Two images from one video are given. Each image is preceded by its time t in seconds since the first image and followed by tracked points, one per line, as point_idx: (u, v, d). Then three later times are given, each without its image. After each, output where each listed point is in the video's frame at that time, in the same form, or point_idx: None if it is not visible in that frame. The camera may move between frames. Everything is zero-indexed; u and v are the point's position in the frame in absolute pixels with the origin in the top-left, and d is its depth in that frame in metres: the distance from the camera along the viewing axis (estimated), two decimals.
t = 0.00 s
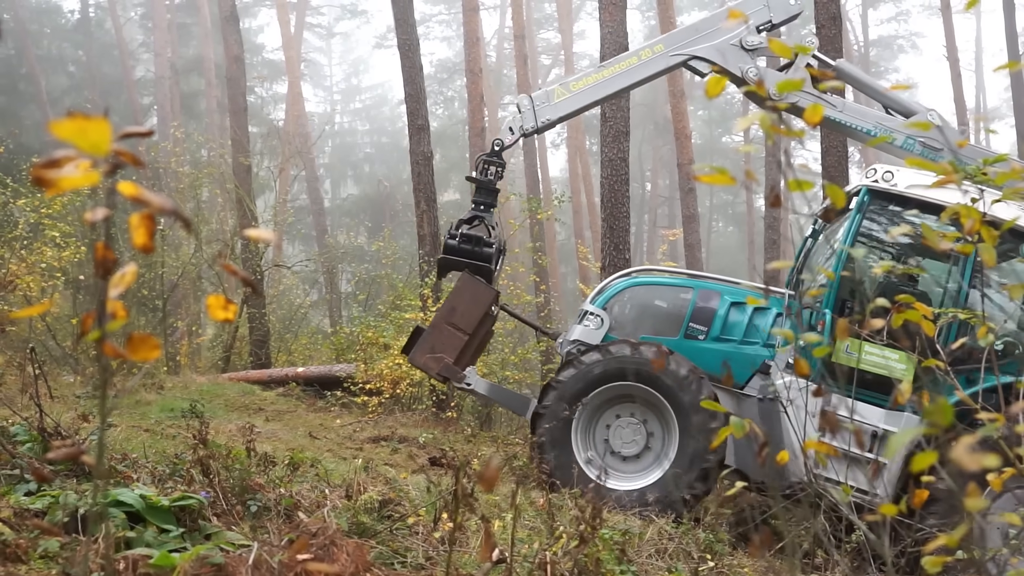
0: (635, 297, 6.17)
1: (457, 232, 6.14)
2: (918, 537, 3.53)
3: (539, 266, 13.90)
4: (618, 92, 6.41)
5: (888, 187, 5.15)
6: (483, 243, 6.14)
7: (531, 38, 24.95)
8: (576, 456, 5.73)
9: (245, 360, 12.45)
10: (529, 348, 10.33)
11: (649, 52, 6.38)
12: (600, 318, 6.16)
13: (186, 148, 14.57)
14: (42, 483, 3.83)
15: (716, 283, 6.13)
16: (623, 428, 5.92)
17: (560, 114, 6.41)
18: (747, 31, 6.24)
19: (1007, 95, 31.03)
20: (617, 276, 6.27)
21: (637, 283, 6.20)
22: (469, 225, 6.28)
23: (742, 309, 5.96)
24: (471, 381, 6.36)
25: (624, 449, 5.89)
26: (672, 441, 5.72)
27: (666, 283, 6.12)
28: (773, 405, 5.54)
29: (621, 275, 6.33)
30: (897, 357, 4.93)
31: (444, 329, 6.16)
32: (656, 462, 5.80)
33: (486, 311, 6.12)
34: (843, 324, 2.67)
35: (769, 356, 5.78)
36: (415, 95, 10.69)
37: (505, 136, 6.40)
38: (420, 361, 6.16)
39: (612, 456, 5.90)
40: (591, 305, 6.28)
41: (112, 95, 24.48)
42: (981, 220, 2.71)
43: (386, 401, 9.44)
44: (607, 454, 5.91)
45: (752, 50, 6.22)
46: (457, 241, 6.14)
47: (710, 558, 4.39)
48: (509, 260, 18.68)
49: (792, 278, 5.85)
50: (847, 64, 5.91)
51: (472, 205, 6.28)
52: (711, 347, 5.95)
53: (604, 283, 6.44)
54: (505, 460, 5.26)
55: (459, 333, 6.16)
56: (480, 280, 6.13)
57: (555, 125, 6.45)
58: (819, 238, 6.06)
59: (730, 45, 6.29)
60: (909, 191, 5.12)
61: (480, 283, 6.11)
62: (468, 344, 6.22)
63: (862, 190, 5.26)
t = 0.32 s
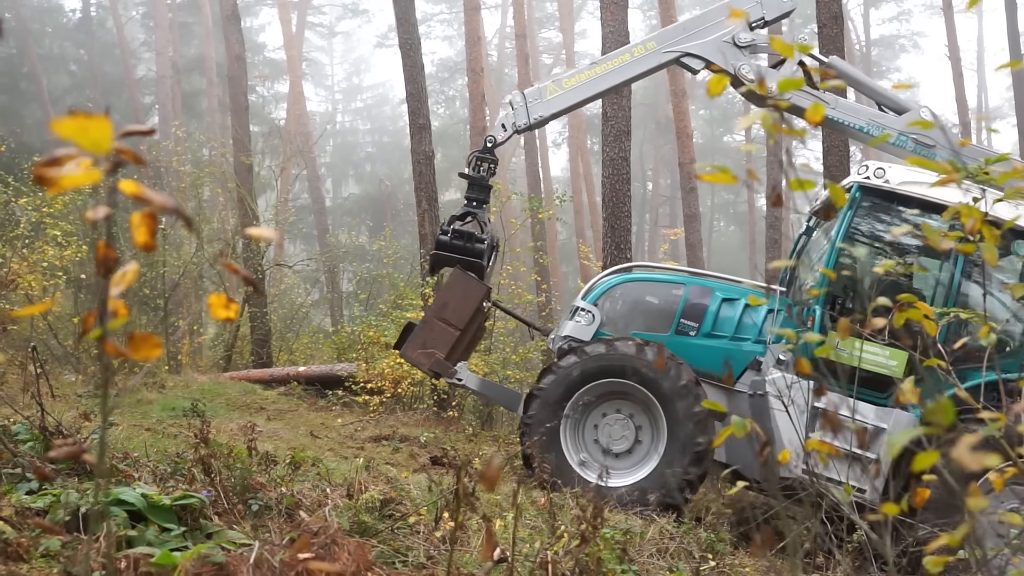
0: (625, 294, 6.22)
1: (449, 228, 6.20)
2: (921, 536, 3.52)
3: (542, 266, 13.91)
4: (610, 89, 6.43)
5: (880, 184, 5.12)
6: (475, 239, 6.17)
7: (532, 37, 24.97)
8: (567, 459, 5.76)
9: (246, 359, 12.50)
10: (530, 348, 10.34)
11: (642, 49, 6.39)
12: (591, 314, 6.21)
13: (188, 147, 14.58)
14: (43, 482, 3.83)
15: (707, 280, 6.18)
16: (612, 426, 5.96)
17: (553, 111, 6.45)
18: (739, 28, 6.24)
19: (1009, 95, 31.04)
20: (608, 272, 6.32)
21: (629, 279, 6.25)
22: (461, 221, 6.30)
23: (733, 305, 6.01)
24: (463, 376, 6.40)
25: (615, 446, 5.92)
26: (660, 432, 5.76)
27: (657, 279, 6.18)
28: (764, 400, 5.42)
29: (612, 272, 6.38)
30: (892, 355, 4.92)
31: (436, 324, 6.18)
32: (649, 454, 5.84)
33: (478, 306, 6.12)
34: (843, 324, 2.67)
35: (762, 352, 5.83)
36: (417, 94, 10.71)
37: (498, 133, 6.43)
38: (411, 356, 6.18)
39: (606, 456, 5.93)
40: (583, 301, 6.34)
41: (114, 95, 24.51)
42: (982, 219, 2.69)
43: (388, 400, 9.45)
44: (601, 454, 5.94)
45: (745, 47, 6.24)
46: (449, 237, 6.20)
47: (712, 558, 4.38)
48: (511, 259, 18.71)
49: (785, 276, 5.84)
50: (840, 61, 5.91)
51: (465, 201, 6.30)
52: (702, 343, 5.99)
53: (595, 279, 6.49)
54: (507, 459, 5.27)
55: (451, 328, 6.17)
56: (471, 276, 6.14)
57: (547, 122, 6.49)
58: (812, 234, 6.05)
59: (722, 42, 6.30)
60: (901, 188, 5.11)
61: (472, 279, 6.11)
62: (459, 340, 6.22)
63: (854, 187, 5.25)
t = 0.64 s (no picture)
0: (612, 289, 6.25)
1: (435, 225, 6.19)
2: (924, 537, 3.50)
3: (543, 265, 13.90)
4: (596, 86, 6.41)
5: (865, 179, 5.11)
6: (460, 236, 6.17)
7: (533, 35, 24.99)
8: (555, 460, 5.78)
9: (247, 358, 12.50)
10: (531, 347, 10.34)
11: (628, 45, 6.40)
12: (577, 310, 6.24)
13: (189, 146, 14.58)
14: (45, 480, 3.83)
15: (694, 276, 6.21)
16: (594, 423, 6.00)
17: (539, 107, 6.44)
18: (726, 23, 6.26)
19: (1010, 94, 31.08)
20: (595, 268, 6.35)
21: (615, 275, 6.27)
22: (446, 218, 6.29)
23: (719, 300, 6.02)
24: (449, 373, 6.40)
25: (601, 441, 5.96)
26: (643, 421, 5.80)
27: (644, 275, 6.20)
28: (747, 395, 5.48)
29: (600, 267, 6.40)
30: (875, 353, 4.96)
31: (422, 321, 6.22)
32: (634, 444, 5.88)
33: (463, 303, 6.17)
34: (845, 324, 2.67)
35: (747, 348, 5.80)
36: (418, 92, 10.71)
37: (484, 130, 6.43)
38: (397, 353, 6.23)
39: (596, 454, 5.96)
40: (569, 297, 6.37)
41: (114, 93, 24.52)
42: (985, 217, 2.68)
43: (389, 398, 9.46)
44: (591, 452, 5.97)
45: (732, 42, 6.26)
46: (435, 234, 6.18)
47: (714, 557, 4.37)
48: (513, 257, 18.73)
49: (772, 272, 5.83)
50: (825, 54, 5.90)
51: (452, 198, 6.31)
52: (687, 338, 5.98)
53: (582, 275, 6.52)
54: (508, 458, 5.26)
55: (437, 325, 6.22)
56: (457, 272, 6.18)
57: (534, 118, 6.47)
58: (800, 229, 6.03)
59: (709, 37, 6.30)
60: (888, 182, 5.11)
61: (458, 276, 6.17)
62: (446, 336, 6.27)
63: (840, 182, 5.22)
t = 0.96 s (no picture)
0: (592, 285, 6.24)
1: (417, 221, 6.21)
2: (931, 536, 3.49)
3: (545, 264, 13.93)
4: (578, 83, 6.42)
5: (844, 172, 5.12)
6: (443, 233, 6.20)
7: (535, 34, 24.96)
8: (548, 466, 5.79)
9: (249, 357, 12.51)
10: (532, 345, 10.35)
11: (610, 42, 6.40)
12: (559, 305, 6.23)
13: (191, 144, 14.57)
14: (46, 479, 3.83)
15: (673, 269, 6.22)
16: (573, 420, 6.03)
17: (521, 104, 6.45)
18: (707, 18, 6.31)
19: (1011, 93, 31.10)
20: (576, 263, 6.34)
21: (596, 270, 6.26)
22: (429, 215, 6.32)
23: (701, 294, 6.06)
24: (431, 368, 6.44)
25: (585, 433, 5.99)
26: (618, 404, 5.82)
27: (625, 270, 6.21)
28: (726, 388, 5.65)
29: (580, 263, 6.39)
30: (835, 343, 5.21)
31: (404, 317, 6.26)
32: (616, 426, 5.90)
33: (445, 299, 6.22)
34: (848, 324, 2.69)
35: (728, 341, 5.86)
36: (419, 90, 10.70)
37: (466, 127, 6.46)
38: (380, 349, 6.27)
39: (585, 447, 5.99)
40: (550, 292, 6.36)
41: (115, 92, 24.49)
42: (989, 216, 2.68)
43: (391, 397, 9.46)
44: (580, 447, 6.00)
45: (713, 37, 6.31)
46: (417, 231, 6.20)
47: (715, 556, 4.38)
48: (516, 256, 18.77)
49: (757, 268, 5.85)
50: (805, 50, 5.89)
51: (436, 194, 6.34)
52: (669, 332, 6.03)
53: (562, 270, 6.50)
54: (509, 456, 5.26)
55: (419, 321, 6.26)
56: (440, 269, 6.22)
57: (516, 115, 6.48)
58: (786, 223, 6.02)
59: (690, 32, 6.34)
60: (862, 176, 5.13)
61: (441, 272, 6.21)
62: (428, 332, 6.31)
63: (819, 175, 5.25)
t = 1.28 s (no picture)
0: (572, 279, 6.30)
1: (399, 217, 6.32)
2: (931, 534, 3.48)
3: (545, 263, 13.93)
4: (558, 78, 6.46)
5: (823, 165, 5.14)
6: (424, 228, 6.31)
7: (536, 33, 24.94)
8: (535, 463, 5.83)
9: (250, 356, 12.52)
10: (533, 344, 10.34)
11: (591, 36, 6.42)
12: (539, 299, 6.32)
13: (192, 143, 14.58)
14: (49, 477, 3.84)
15: (656, 264, 6.22)
16: (551, 415, 6.10)
17: (503, 99, 6.51)
18: (688, 11, 6.32)
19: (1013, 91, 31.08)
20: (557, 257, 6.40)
21: (577, 265, 6.31)
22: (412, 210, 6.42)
23: (681, 288, 6.04)
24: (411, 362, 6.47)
25: (565, 423, 6.05)
26: (588, 384, 5.89)
27: (604, 264, 6.24)
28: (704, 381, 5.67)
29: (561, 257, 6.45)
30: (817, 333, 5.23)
31: (385, 312, 6.26)
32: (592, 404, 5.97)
33: (427, 293, 6.23)
34: (851, 323, 2.67)
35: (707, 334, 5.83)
36: (420, 89, 10.71)
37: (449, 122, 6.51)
38: (361, 344, 6.27)
39: (570, 436, 6.04)
40: (531, 287, 6.44)
41: (117, 90, 24.50)
42: (990, 214, 2.69)
43: (392, 396, 9.44)
44: (565, 437, 6.05)
45: (696, 30, 6.31)
46: (399, 226, 6.32)
47: (716, 555, 4.37)
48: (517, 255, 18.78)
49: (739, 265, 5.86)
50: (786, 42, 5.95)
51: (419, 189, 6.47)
52: (648, 326, 6.04)
53: (544, 264, 6.57)
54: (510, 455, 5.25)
55: (400, 316, 6.27)
56: (421, 264, 6.25)
57: (498, 110, 6.55)
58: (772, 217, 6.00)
59: (672, 25, 6.34)
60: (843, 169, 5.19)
61: (422, 267, 6.23)
62: (409, 327, 6.32)
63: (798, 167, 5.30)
